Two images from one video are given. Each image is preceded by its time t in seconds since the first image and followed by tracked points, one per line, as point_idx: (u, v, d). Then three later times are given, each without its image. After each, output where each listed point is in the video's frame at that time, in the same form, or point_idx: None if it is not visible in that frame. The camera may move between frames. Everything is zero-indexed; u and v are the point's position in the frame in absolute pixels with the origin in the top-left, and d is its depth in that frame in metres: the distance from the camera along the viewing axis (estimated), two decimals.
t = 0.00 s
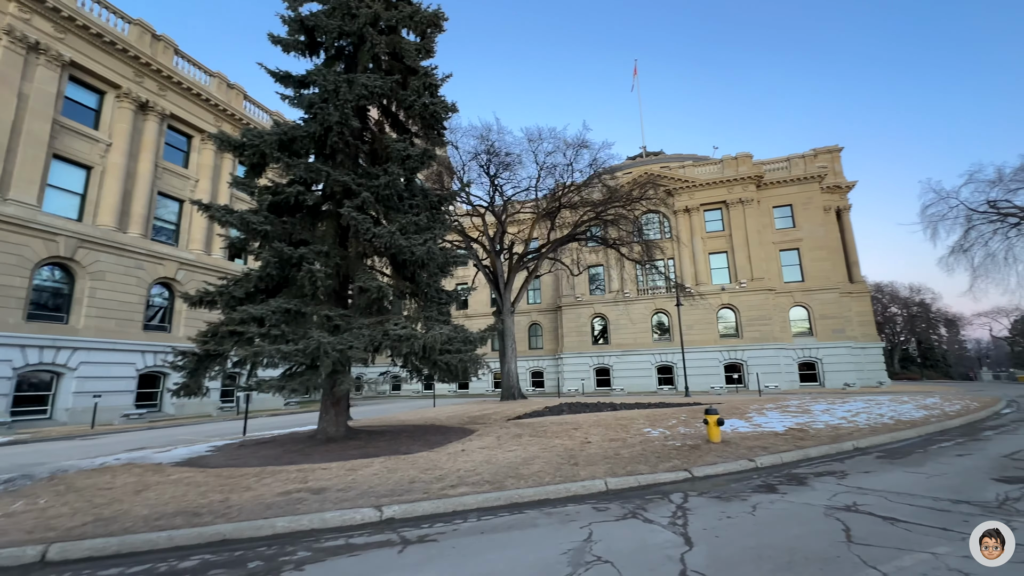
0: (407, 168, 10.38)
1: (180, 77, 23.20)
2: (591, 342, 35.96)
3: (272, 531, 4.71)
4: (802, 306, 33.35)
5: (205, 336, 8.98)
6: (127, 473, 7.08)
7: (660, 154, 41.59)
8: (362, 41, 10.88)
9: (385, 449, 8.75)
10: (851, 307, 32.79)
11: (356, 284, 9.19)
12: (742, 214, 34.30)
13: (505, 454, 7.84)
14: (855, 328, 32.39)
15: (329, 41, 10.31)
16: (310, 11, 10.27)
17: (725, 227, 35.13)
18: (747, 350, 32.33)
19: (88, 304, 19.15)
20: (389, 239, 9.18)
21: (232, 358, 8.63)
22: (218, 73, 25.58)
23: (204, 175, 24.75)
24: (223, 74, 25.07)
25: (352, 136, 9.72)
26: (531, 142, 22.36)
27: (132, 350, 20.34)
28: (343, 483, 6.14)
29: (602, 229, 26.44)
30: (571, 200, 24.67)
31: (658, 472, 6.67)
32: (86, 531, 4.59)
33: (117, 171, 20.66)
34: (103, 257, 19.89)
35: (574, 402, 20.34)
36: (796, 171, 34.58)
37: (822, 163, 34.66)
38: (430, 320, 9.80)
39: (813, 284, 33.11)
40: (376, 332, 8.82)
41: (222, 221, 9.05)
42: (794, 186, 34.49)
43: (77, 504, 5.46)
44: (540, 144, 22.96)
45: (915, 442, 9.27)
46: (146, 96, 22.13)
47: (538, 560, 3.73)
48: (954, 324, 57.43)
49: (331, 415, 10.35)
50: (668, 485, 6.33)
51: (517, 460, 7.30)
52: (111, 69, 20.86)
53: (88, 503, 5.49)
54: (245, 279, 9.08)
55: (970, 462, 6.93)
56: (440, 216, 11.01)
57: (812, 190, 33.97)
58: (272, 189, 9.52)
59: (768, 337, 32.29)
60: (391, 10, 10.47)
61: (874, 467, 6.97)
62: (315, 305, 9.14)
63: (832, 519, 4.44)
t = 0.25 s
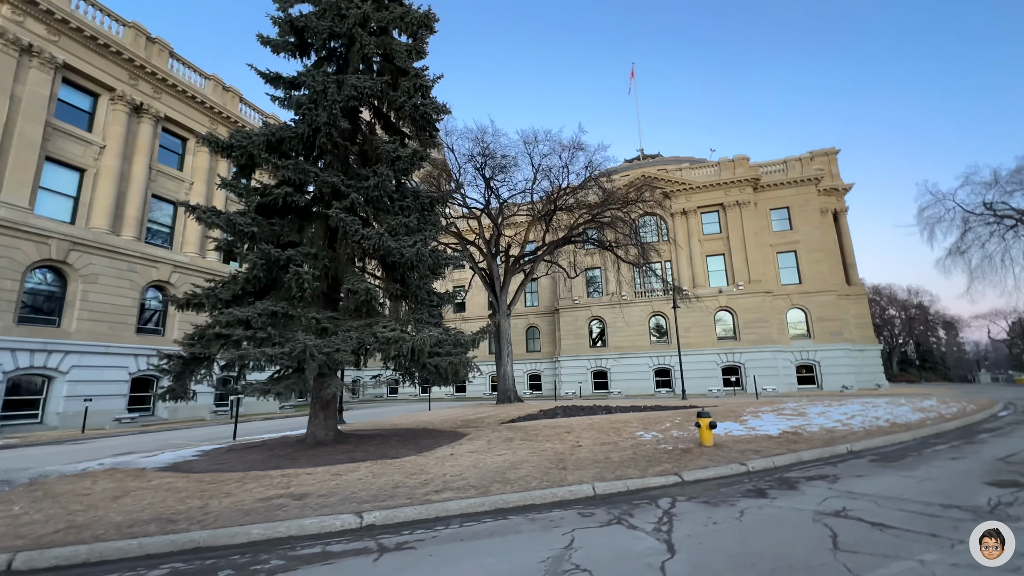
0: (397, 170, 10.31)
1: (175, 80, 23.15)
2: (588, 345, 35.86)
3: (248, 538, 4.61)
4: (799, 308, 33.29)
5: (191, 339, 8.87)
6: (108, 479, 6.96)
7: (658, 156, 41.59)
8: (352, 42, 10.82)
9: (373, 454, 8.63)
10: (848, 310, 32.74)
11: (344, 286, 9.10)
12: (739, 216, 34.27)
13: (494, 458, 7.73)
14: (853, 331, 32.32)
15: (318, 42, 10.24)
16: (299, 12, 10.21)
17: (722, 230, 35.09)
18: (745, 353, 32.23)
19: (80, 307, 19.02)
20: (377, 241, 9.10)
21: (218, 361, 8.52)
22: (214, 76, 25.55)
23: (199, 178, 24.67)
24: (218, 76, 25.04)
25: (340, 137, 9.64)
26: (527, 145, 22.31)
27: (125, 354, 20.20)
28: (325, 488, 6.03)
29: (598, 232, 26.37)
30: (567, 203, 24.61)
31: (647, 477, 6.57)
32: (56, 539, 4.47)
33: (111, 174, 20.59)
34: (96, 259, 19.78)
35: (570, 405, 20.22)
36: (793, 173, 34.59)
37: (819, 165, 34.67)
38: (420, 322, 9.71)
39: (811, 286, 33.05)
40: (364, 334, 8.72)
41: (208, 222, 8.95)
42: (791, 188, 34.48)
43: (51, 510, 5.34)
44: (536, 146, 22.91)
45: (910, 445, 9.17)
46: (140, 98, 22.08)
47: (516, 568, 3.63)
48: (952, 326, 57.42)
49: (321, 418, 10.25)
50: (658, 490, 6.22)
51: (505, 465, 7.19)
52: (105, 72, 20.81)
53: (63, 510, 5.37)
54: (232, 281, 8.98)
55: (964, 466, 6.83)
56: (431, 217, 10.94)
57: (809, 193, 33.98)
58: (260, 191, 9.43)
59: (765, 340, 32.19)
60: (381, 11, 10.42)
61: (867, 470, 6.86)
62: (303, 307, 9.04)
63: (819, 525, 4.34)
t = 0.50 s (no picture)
0: (389, 167, 10.22)
1: (170, 78, 23.04)
2: (587, 344, 35.81)
3: (229, 540, 4.54)
4: (798, 306, 33.21)
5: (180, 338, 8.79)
6: (94, 479, 6.90)
7: (656, 154, 41.48)
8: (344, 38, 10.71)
9: (364, 453, 8.57)
10: (847, 308, 32.66)
11: (335, 285, 9.03)
12: (737, 214, 34.17)
13: (485, 458, 7.66)
14: (852, 329, 32.24)
15: (309, 38, 10.14)
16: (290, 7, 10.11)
17: (720, 228, 34.99)
18: (743, 351, 32.16)
19: (75, 306, 18.95)
20: (368, 239, 9.03)
21: (207, 361, 8.45)
22: (209, 73, 25.44)
23: (194, 177, 24.56)
24: (213, 74, 24.93)
25: (331, 134, 9.55)
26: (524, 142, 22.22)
27: (121, 353, 20.15)
28: (312, 489, 5.96)
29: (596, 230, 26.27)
30: (565, 201, 24.50)
31: (638, 476, 6.50)
32: (34, 542, 4.40)
33: (105, 172, 20.51)
34: (91, 259, 19.71)
35: (567, 404, 20.16)
36: (792, 170, 34.47)
37: (818, 163, 34.57)
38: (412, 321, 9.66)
39: (809, 284, 32.97)
40: (355, 333, 8.65)
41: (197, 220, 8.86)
42: (790, 185, 34.38)
43: (32, 512, 5.28)
44: (533, 144, 22.80)
45: (905, 444, 9.10)
46: (135, 96, 21.99)
47: (496, 571, 3.55)
48: (952, 324, 57.37)
49: (313, 418, 10.19)
50: (648, 490, 6.16)
51: (496, 464, 7.12)
52: (100, 69, 20.71)
53: (45, 511, 5.31)
54: (222, 279, 8.91)
55: (958, 465, 6.76)
56: (424, 216, 10.86)
57: (808, 190, 33.88)
58: (249, 188, 9.33)
59: (764, 338, 32.12)
60: (373, 7, 10.32)
61: (860, 470, 6.79)
62: (293, 306, 8.97)
63: (807, 525, 4.28)
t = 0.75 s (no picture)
0: (384, 169, 10.22)
1: (172, 82, 23.17)
2: (589, 345, 35.68)
3: (214, 544, 4.50)
4: (802, 307, 32.95)
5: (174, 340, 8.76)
6: (87, 482, 6.88)
7: (659, 155, 41.36)
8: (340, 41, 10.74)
9: (359, 456, 8.52)
10: (852, 309, 32.37)
11: (330, 286, 9.02)
12: (740, 215, 33.99)
13: (479, 461, 7.59)
14: (857, 330, 31.94)
15: (305, 41, 10.16)
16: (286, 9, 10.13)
17: (723, 229, 34.80)
18: (747, 352, 31.93)
19: (77, 309, 19.05)
20: (362, 240, 9.01)
21: (201, 363, 8.43)
22: (212, 77, 25.58)
23: (197, 180, 24.71)
24: (216, 78, 25.07)
25: (326, 136, 9.56)
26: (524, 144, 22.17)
27: (123, 355, 20.23)
28: (301, 492, 5.92)
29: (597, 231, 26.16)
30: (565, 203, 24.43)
31: (632, 480, 6.42)
32: (18, 545, 4.38)
33: (108, 176, 20.64)
34: (94, 261, 19.82)
35: (567, 406, 20.05)
36: (795, 171, 34.27)
37: (821, 163, 34.35)
38: (407, 322, 9.64)
39: (813, 285, 32.72)
40: (349, 335, 8.63)
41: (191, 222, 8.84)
42: (793, 186, 34.15)
43: (20, 515, 5.26)
44: (533, 145, 22.77)
45: (907, 447, 8.95)
46: (137, 100, 22.13)
47: None
48: (959, 325, 56.79)
49: (309, 420, 10.15)
50: (642, 493, 6.07)
51: (489, 467, 7.06)
52: (102, 74, 20.85)
53: (33, 514, 5.30)
54: (217, 281, 8.89)
55: (960, 468, 6.63)
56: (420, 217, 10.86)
57: (812, 191, 33.65)
58: (244, 190, 9.33)
59: (768, 339, 31.88)
60: (369, 10, 10.35)
61: (859, 473, 6.68)
62: (288, 308, 8.96)
63: (799, 530, 4.20)
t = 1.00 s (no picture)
0: (377, 171, 10.21)
1: (171, 86, 23.25)
2: (589, 347, 35.59)
3: (196, 549, 4.46)
4: (803, 309, 32.82)
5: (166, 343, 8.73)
6: (76, 486, 6.85)
7: (658, 157, 41.34)
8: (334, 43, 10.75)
9: (351, 459, 8.47)
10: (852, 310, 32.22)
11: (322, 289, 8.99)
12: (740, 216, 33.92)
13: (471, 464, 7.53)
14: (858, 331, 31.78)
15: (298, 44, 10.17)
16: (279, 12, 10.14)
17: (723, 230, 34.72)
18: (747, 354, 31.80)
19: (75, 313, 19.07)
20: (354, 242, 8.97)
21: (193, 366, 8.39)
22: (211, 81, 25.68)
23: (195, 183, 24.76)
24: (215, 82, 25.17)
25: (318, 139, 9.54)
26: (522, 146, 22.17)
27: (121, 358, 20.24)
28: (288, 496, 5.88)
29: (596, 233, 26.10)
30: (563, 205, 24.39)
31: (623, 483, 6.36)
32: None
33: (107, 180, 20.69)
34: (92, 265, 19.85)
35: (566, 409, 19.96)
36: (795, 172, 34.19)
37: (821, 164, 34.27)
38: (400, 325, 9.60)
39: (814, 287, 32.60)
40: (341, 338, 8.58)
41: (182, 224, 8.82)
42: (793, 187, 34.07)
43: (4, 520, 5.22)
44: (531, 147, 22.76)
45: (904, 449, 8.87)
46: (136, 104, 22.21)
47: None
48: (962, 326, 56.53)
49: (302, 423, 10.09)
50: (632, 497, 6.02)
51: (479, 470, 7.00)
52: (101, 78, 20.93)
53: (17, 518, 5.26)
54: (208, 284, 8.86)
55: (955, 471, 6.55)
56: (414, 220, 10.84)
57: (811, 192, 33.56)
58: (236, 193, 9.31)
59: (768, 341, 31.76)
60: (362, 12, 10.36)
61: (852, 476, 6.61)
62: (279, 311, 8.93)
63: (786, 534, 4.15)
